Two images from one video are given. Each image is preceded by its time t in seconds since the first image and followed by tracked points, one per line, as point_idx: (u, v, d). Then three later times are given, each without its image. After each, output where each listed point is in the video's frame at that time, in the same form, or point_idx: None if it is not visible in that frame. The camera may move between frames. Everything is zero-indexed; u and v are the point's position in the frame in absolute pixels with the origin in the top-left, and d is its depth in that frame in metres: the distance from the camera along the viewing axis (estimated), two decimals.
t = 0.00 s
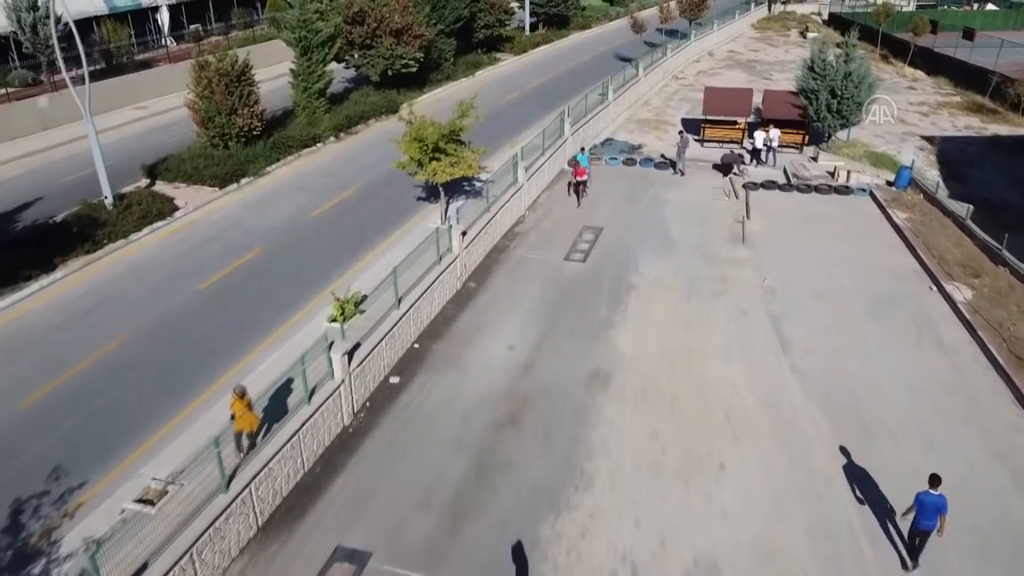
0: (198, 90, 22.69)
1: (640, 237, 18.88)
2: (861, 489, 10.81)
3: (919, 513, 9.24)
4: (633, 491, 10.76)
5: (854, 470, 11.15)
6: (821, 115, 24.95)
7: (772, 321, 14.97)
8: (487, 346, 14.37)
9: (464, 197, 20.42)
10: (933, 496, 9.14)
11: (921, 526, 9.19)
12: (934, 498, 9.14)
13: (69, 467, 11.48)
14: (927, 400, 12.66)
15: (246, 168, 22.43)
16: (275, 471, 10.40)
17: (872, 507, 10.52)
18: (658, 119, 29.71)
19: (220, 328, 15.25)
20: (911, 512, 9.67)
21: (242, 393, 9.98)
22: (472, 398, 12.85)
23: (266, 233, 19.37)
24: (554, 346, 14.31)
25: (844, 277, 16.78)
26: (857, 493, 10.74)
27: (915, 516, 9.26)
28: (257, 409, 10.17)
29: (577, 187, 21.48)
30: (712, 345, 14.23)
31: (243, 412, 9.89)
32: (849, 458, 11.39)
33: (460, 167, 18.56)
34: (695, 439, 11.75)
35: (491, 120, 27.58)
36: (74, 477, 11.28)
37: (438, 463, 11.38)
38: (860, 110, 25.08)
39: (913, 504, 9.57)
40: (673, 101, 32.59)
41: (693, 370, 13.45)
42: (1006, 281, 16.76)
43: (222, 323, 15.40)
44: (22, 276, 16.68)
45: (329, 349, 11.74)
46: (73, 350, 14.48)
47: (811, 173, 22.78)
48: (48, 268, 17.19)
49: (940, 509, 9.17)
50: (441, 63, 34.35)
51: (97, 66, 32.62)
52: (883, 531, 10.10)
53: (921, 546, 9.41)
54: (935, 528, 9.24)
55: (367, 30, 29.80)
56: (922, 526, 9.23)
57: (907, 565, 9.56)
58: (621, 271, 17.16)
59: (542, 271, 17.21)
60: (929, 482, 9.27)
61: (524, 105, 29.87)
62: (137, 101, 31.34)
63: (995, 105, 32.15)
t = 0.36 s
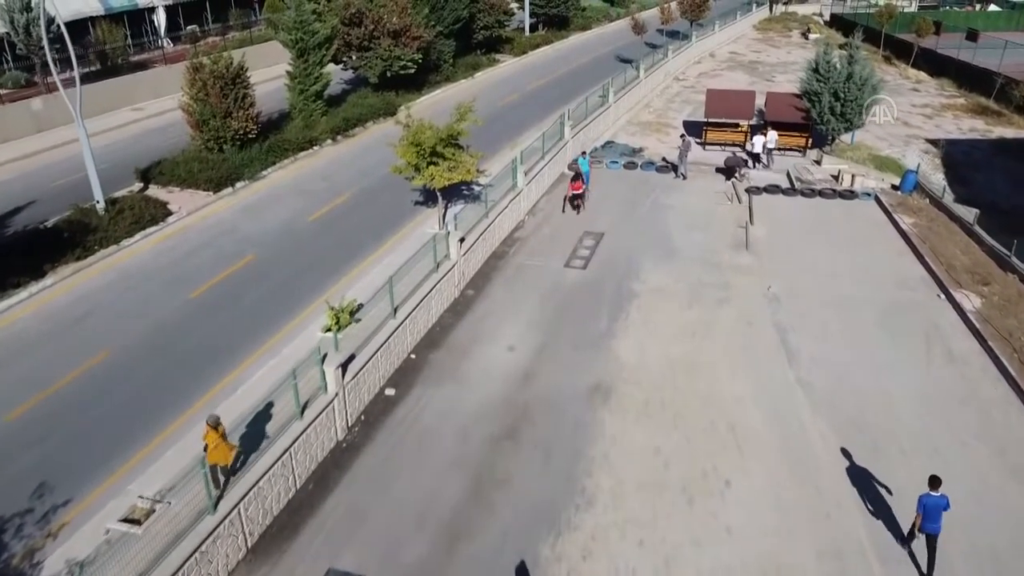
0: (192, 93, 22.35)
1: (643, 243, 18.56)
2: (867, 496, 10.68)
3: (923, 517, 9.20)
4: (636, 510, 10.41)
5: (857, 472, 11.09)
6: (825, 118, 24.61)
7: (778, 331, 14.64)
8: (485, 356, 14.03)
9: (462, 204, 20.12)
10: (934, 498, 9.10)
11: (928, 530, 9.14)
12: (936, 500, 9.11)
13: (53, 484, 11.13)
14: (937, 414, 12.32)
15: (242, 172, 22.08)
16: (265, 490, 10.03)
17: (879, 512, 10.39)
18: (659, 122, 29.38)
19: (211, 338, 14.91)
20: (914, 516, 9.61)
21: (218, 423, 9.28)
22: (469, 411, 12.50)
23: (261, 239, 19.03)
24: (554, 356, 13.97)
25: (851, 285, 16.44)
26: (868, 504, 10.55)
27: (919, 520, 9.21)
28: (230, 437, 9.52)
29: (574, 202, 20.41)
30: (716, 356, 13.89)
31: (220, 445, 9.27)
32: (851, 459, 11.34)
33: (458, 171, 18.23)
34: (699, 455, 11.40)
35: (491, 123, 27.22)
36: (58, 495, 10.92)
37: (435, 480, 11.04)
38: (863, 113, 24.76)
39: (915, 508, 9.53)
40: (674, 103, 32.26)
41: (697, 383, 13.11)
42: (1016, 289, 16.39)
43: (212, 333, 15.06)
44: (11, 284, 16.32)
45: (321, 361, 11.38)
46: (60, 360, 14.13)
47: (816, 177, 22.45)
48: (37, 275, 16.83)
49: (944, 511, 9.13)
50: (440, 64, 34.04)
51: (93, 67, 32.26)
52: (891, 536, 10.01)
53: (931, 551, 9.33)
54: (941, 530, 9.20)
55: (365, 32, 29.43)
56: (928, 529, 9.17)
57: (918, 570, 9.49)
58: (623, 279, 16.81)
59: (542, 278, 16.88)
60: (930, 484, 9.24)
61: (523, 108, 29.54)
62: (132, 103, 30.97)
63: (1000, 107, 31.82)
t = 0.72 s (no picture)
0: (187, 95, 22.01)
1: (645, 248, 18.25)
2: (863, 489, 10.76)
3: (922, 512, 9.24)
4: (638, 528, 10.10)
5: (856, 468, 11.13)
6: (829, 121, 24.32)
7: (783, 341, 14.31)
8: (483, 367, 13.69)
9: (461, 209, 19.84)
10: (936, 495, 9.12)
11: (926, 525, 9.19)
12: (937, 497, 9.13)
13: (38, 502, 10.80)
14: (947, 427, 11.99)
15: (237, 175, 21.76)
16: (256, 509, 9.71)
17: (874, 505, 10.49)
18: (660, 124, 29.07)
19: (203, 347, 14.56)
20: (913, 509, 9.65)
21: (191, 453, 8.86)
22: (467, 424, 12.17)
23: (256, 244, 18.71)
24: (554, 367, 13.64)
25: (857, 292, 16.12)
26: (861, 494, 10.67)
27: (918, 515, 9.26)
28: (204, 469, 9.12)
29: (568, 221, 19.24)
30: (720, 366, 13.56)
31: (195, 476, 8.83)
32: (850, 455, 11.37)
33: (457, 176, 17.92)
34: (705, 471, 11.07)
35: (490, 126, 26.89)
36: (43, 513, 10.59)
37: (432, 495, 10.73)
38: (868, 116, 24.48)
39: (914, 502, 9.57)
40: (676, 105, 31.93)
41: (701, 394, 12.78)
42: None
43: (204, 342, 14.71)
44: None
45: (315, 375, 11.03)
46: (48, 370, 13.78)
47: (819, 181, 22.16)
48: (27, 282, 16.50)
49: (943, 507, 9.16)
50: (440, 66, 33.73)
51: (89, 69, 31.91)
52: (887, 530, 10.08)
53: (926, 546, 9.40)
54: (938, 525, 9.26)
55: (363, 33, 29.11)
56: (925, 524, 9.23)
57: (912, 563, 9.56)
58: (624, 285, 16.48)
59: (542, 285, 16.55)
60: (931, 480, 9.25)
61: (524, 111, 29.23)
62: (128, 105, 30.62)
63: (1005, 109, 31.49)
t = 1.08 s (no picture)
0: (182, 97, 21.67)
1: (646, 254, 17.96)
2: (865, 487, 10.78)
3: (923, 510, 9.19)
4: (641, 548, 9.79)
5: (860, 469, 11.13)
6: (833, 124, 24.05)
7: (788, 350, 14.01)
8: (482, 377, 13.39)
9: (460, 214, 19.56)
10: (938, 494, 9.05)
11: (925, 524, 9.15)
12: (939, 497, 9.06)
13: (24, 517, 10.51)
14: (957, 440, 11.69)
15: (232, 179, 21.46)
16: (246, 528, 9.41)
17: (876, 504, 10.50)
18: (661, 126, 28.77)
19: (196, 355, 14.25)
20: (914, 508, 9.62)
21: (164, 486, 8.32)
22: (465, 437, 11.86)
23: (252, 249, 18.42)
24: (554, 377, 13.34)
25: (863, 299, 15.82)
26: (862, 492, 10.71)
27: (918, 513, 9.22)
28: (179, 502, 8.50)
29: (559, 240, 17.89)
30: (724, 376, 13.25)
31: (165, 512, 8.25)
32: (853, 455, 11.39)
33: (456, 180, 17.62)
34: (710, 487, 10.76)
35: (490, 129, 26.57)
36: (28, 530, 10.29)
37: (429, 511, 10.44)
38: (873, 119, 24.21)
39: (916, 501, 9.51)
40: (677, 107, 31.64)
41: (705, 406, 12.47)
42: None
43: (197, 351, 14.37)
44: None
45: (308, 389, 10.72)
46: (36, 379, 13.48)
47: (823, 184, 21.89)
48: (17, 289, 16.21)
49: (945, 507, 9.09)
50: (439, 67, 33.42)
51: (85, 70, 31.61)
52: (888, 529, 10.07)
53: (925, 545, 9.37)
54: (938, 525, 9.20)
55: (362, 34, 28.79)
56: (925, 523, 9.18)
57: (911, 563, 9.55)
58: (625, 292, 16.19)
59: (542, 292, 16.26)
60: (934, 480, 9.18)
61: (523, 113, 28.93)
62: (124, 108, 30.33)
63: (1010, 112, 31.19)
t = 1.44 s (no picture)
0: (177, 100, 21.40)
1: (648, 259, 17.70)
2: (870, 490, 10.69)
3: (925, 510, 9.13)
4: (642, 565, 9.51)
5: (861, 467, 11.12)
6: (836, 127, 23.74)
7: (792, 359, 13.75)
8: (480, 386, 13.12)
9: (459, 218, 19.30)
10: (938, 492, 9.02)
11: (929, 523, 9.07)
12: (940, 494, 9.02)
13: (9, 532, 10.24)
14: (966, 451, 11.42)
15: (228, 183, 21.21)
16: (237, 546, 9.11)
17: (882, 507, 10.41)
18: (662, 129, 28.51)
19: (188, 363, 13.97)
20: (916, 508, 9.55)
21: (132, 525, 7.97)
22: (462, 449, 11.60)
23: (247, 253, 18.16)
24: (554, 386, 13.09)
25: (869, 305, 15.56)
26: (868, 497, 10.58)
27: (921, 514, 9.15)
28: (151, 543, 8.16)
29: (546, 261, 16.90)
30: (728, 386, 12.99)
31: (136, 550, 7.89)
32: (853, 454, 11.36)
33: (454, 185, 17.36)
34: (714, 502, 10.48)
35: (489, 132, 26.28)
36: (13, 546, 10.02)
37: (425, 526, 10.16)
38: (877, 122, 23.92)
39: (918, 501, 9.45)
40: (678, 109, 31.36)
41: (708, 417, 12.20)
42: None
43: (188, 360, 14.08)
44: None
45: (300, 402, 10.44)
46: (25, 388, 13.21)
47: (826, 188, 21.63)
48: (8, 295, 15.96)
49: (946, 504, 9.05)
50: (438, 69, 33.14)
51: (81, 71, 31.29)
52: (894, 531, 9.99)
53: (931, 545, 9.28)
54: (942, 524, 9.13)
55: (359, 36, 28.50)
56: (929, 523, 9.10)
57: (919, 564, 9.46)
58: (627, 298, 15.93)
59: (541, 298, 16.01)
60: (933, 478, 9.16)
61: (522, 115, 28.64)
62: (120, 110, 30.05)
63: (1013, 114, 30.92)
